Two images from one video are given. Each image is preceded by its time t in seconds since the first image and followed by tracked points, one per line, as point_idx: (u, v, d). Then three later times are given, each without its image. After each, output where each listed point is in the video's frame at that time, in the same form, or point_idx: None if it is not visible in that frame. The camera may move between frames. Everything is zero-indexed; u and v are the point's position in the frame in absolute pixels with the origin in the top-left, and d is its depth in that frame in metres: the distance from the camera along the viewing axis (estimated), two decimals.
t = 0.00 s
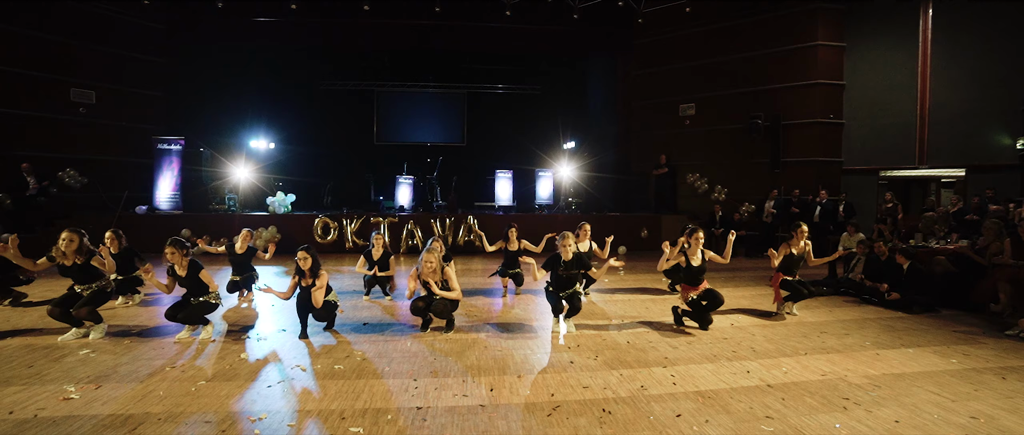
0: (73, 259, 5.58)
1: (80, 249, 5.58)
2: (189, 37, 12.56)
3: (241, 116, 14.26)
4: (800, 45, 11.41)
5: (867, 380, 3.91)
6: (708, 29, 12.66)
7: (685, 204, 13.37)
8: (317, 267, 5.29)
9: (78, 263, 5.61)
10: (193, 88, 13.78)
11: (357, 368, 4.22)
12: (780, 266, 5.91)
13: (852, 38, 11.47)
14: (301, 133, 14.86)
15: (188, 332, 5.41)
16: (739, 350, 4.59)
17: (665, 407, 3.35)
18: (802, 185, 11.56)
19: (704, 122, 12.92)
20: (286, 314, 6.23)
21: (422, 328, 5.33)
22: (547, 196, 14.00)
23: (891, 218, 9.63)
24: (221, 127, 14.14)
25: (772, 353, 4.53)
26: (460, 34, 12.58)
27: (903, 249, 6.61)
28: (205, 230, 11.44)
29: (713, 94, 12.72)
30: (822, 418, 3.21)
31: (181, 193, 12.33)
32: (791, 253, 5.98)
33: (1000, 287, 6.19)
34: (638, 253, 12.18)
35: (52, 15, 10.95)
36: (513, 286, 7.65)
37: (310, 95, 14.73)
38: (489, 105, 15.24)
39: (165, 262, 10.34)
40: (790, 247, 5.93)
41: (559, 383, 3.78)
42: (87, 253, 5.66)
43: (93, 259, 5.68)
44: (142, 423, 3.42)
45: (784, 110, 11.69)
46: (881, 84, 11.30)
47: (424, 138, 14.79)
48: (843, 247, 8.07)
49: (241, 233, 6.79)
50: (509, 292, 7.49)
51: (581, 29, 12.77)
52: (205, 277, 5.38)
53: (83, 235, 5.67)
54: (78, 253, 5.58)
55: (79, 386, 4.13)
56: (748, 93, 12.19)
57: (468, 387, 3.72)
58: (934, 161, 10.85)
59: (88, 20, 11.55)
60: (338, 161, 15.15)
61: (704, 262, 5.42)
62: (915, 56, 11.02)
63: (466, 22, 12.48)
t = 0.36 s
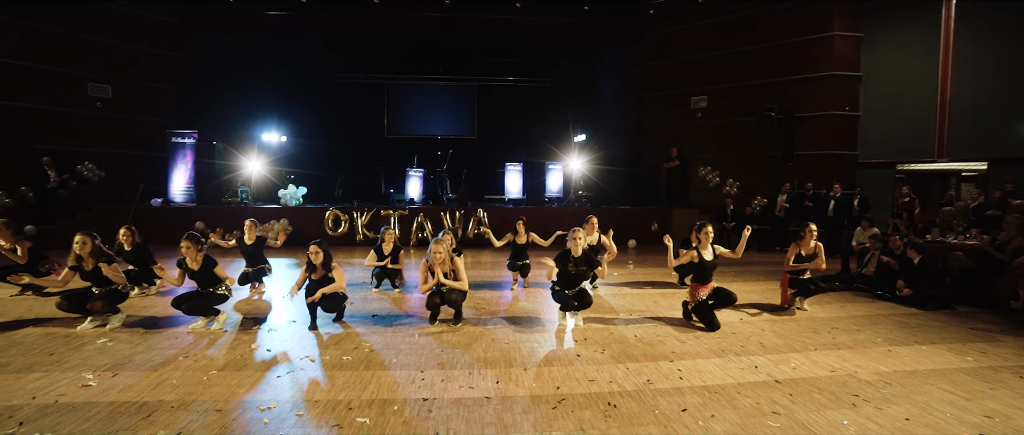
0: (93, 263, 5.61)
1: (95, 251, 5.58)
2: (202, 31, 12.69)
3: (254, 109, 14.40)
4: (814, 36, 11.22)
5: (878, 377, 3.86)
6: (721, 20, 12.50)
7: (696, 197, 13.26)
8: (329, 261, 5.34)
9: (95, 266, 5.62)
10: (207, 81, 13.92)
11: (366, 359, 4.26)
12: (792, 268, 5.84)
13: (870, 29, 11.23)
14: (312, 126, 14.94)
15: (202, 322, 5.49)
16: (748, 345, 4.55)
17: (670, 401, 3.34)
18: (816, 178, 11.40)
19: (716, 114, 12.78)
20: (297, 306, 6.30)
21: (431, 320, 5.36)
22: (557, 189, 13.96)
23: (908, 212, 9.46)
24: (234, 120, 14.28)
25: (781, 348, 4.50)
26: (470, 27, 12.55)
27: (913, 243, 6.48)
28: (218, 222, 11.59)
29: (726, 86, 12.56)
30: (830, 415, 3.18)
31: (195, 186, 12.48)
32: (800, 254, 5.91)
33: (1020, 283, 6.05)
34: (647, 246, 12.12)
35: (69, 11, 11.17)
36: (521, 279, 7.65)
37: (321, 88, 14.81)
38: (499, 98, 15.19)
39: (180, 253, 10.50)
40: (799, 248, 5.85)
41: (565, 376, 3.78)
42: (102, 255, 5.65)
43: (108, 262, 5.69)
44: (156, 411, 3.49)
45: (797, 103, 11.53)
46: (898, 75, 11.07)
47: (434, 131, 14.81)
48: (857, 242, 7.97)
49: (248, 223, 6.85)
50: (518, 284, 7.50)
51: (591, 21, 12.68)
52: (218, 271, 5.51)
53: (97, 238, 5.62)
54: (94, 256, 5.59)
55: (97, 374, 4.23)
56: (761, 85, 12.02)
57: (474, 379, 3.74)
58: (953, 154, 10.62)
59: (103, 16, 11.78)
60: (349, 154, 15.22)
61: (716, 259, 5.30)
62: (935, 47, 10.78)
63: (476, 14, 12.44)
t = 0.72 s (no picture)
0: (118, 254, 5.73)
1: (122, 243, 5.71)
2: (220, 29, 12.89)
3: (271, 105, 14.59)
4: (834, 31, 11.02)
5: (894, 379, 3.80)
6: (738, 15, 12.34)
7: (711, 194, 13.14)
8: (336, 253, 5.39)
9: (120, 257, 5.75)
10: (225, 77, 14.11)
11: (378, 354, 4.30)
12: (808, 268, 5.74)
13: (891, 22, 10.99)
14: (327, 122, 15.09)
15: (218, 315, 5.58)
16: (760, 344, 4.51)
17: (680, 399, 3.33)
18: (834, 176, 11.21)
19: (732, 111, 12.62)
20: (311, 300, 6.37)
21: (442, 316, 5.38)
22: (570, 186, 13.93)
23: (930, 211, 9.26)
24: (251, 116, 14.49)
25: (795, 348, 4.44)
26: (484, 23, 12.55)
27: (932, 243, 6.34)
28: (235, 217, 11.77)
29: (742, 81, 12.41)
30: (843, 416, 3.15)
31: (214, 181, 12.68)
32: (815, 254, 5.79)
33: None
34: (661, 244, 12.04)
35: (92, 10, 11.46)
36: (533, 275, 7.65)
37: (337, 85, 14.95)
38: (513, 94, 15.17)
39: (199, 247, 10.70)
40: (814, 247, 5.73)
41: (576, 372, 3.78)
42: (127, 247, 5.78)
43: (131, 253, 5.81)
44: (175, 400, 3.57)
45: (816, 99, 11.35)
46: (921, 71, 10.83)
47: (448, 127, 14.85)
48: (876, 241, 7.82)
49: (262, 218, 6.87)
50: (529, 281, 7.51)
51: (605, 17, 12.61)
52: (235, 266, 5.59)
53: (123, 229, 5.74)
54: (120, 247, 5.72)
55: (120, 363, 4.34)
56: (778, 81, 11.85)
57: (484, 374, 3.76)
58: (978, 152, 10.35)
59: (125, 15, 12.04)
60: (363, 150, 15.33)
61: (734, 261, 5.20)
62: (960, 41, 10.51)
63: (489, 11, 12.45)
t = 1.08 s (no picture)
0: (150, 253, 5.87)
1: (150, 244, 5.86)
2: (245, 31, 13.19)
3: (293, 104, 14.86)
4: (861, 25, 10.72)
5: (922, 385, 3.71)
6: (760, 11, 12.15)
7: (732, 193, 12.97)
8: (360, 228, 5.62)
9: (150, 259, 5.90)
10: (248, 76, 14.30)
11: (397, 349, 4.37)
12: (835, 267, 5.62)
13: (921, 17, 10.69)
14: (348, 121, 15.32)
15: (244, 310, 5.73)
16: (781, 346, 4.45)
17: (698, 400, 3.31)
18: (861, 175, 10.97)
19: (755, 108, 12.43)
20: (332, 296, 6.49)
21: (461, 313, 5.43)
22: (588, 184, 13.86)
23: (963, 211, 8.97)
24: (274, 115, 14.75)
25: (817, 351, 4.38)
26: (503, 22, 12.57)
27: (968, 246, 6.22)
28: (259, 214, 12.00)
29: (764, 78, 12.23)
30: (866, 422, 3.09)
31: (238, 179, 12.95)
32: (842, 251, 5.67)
33: None
34: (680, 243, 11.92)
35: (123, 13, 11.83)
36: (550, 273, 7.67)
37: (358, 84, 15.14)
38: (531, 92, 15.14)
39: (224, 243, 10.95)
40: (841, 246, 5.59)
41: (592, 371, 3.79)
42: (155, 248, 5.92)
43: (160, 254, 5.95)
44: (204, 391, 3.68)
45: (841, 95, 11.09)
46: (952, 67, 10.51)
47: (466, 126, 14.92)
48: (904, 242, 7.61)
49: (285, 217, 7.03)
50: (546, 279, 7.54)
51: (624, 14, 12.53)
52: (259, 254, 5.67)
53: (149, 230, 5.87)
54: (149, 248, 5.87)
55: (152, 354, 4.49)
56: (802, 78, 11.64)
57: (501, 372, 3.79)
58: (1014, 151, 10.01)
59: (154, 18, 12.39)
60: (383, 148, 15.48)
61: (757, 252, 5.17)
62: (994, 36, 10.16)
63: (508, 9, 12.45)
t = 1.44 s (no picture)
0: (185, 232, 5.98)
1: (183, 222, 6.09)
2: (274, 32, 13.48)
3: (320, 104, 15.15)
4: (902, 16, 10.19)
5: (963, 395, 3.57)
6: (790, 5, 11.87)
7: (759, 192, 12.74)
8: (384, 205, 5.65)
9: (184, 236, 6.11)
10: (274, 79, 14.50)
11: (420, 346, 4.42)
12: (871, 251, 5.52)
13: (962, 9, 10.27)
14: (373, 121, 15.58)
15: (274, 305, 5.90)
16: (809, 350, 4.36)
17: (721, 403, 3.27)
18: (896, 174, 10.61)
19: (784, 106, 12.16)
20: (357, 292, 6.60)
21: (485, 311, 5.47)
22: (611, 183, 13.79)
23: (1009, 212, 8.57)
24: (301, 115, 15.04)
25: (848, 356, 4.27)
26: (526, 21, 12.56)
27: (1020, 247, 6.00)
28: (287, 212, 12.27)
29: (794, 75, 11.95)
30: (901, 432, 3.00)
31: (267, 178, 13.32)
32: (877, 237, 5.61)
33: None
34: (704, 242, 11.77)
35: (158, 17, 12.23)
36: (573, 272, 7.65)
37: (384, 83, 15.36)
38: (553, 90, 15.10)
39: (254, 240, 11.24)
40: (874, 229, 5.57)
41: (614, 371, 3.77)
42: (187, 225, 6.14)
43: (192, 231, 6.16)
44: (235, 382, 3.80)
45: (876, 91, 10.66)
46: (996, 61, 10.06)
47: (489, 124, 14.97)
48: (944, 243, 7.26)
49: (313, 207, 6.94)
50: (569, 278, 7.52)
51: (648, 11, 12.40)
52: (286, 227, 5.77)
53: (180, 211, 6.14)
54: (182, 225, 6.09)
55: (187, 346, 4.66)
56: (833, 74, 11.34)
57: (523, 370, 3.80)
58: None
59: (189, 22, 12.80)
60: (406, 150, 15.84)
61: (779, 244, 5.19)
62: None
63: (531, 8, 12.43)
